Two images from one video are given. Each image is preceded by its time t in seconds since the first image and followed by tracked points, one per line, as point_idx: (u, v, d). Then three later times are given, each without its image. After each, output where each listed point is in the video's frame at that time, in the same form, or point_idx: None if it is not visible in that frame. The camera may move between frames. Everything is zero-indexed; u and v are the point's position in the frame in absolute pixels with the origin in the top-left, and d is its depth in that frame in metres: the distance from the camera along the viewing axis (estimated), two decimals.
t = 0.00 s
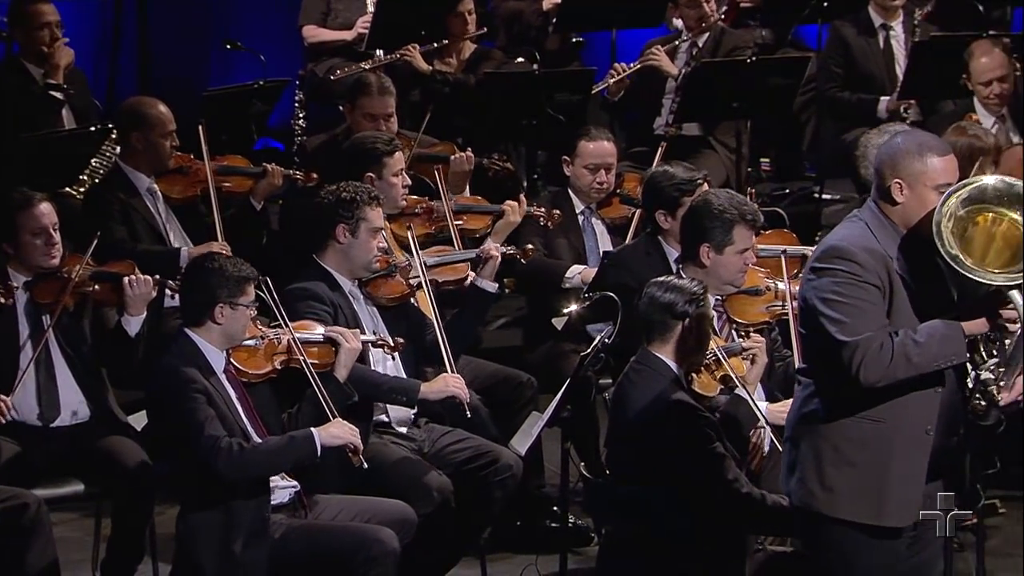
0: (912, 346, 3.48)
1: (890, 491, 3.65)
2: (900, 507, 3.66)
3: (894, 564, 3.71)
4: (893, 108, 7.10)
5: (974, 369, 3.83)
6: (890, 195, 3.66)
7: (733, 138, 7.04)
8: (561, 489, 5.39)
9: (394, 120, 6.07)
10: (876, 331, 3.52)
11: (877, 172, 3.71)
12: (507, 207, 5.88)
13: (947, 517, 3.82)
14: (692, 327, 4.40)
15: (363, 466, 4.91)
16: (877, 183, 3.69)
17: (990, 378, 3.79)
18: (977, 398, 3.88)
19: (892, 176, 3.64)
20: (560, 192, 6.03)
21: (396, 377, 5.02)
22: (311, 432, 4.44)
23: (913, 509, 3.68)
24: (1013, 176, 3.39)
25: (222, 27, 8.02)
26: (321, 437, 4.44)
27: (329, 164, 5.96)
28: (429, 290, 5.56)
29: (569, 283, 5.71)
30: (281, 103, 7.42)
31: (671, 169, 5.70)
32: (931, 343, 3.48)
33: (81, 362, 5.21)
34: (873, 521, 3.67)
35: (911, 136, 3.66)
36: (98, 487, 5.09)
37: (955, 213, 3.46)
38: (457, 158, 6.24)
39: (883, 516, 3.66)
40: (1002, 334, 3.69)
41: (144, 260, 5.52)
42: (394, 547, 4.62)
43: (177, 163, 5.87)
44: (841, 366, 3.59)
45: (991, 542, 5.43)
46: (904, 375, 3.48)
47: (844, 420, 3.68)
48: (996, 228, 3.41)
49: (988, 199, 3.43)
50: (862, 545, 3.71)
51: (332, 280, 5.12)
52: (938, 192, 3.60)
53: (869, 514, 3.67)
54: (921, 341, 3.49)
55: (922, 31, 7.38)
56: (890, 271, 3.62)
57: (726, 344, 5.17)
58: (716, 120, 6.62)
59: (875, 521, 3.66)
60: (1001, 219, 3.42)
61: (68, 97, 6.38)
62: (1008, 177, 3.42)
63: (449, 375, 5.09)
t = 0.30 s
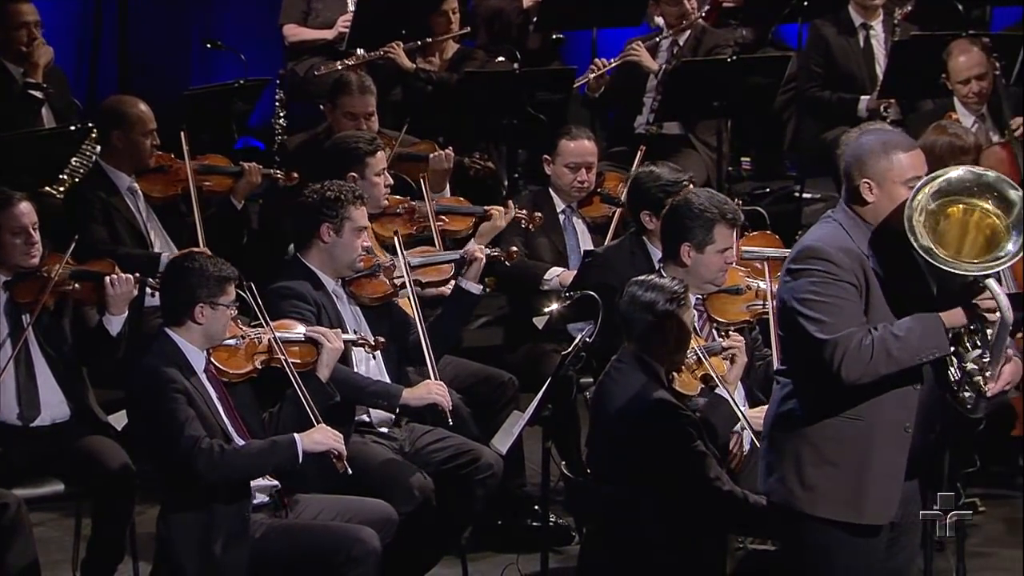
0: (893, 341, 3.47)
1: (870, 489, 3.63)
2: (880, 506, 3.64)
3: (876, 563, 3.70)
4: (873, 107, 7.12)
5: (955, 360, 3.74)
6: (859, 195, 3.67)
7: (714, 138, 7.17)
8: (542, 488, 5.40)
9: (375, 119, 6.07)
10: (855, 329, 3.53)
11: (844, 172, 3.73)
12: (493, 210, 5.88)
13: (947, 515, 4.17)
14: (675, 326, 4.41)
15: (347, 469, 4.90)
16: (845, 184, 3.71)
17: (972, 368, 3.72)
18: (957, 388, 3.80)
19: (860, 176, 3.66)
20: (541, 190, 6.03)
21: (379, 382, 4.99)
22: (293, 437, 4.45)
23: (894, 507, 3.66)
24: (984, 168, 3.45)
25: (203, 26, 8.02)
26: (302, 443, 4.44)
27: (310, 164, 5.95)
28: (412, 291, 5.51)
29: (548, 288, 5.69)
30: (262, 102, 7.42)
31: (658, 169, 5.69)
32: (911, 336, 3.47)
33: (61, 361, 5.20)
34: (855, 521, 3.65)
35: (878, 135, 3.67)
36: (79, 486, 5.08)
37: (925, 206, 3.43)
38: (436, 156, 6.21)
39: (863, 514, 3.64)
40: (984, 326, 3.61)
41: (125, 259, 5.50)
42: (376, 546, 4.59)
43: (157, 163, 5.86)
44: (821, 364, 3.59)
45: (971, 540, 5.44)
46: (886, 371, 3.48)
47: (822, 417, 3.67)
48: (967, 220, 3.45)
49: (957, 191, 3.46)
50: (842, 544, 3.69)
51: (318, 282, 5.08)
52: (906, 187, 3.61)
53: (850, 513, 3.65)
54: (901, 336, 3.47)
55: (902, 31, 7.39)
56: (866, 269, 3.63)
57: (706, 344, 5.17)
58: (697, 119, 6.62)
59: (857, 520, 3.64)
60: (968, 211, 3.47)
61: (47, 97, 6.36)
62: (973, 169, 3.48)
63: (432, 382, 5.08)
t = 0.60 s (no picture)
0: (871, 343, 3.45)
1: (850, 491, 3.62)
2: (859, 508, 3.63)
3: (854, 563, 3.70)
4: (853, 106, 7.14)
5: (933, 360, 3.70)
6: (832, 199, 3.66)
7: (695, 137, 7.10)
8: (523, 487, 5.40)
9: (356, 119, 6.07)
10: (833, 332, 3.51)
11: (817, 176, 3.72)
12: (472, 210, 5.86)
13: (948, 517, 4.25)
14: (657, 325, 4.37)
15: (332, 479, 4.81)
16: (817, 188, 3.70)
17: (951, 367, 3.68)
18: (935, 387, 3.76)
19: (832, 180, 3.65)
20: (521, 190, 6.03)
21: (360, 385, 4.97)
22: (276, 445, 4.38)
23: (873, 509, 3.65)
24: (955, 168, 3.44)
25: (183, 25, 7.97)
26: (285, 451, 4.38)
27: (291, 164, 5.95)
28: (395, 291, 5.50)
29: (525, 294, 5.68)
30: (242, 101, 7.40)
31: (646, 171, 5.71)
32: (889, 338, 3.45)
33: (41, 361, 5.17)
34: (835, 523, 3.63)
35: (848, 138, 3.67)
36: (58, 485, 5.07)
37: (898, 207, 3.43)
38: (418, 157, 6.25)
39: (841, 517, 3.63)
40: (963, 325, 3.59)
41: (105, 259, 5.49)
42: (356, 546, 4.58)
43: (137, 163, 5.84)
44: (800, 369, 3.57)
45: (951, 538, 5.46)
46: (865, 374, 3.46)
47: (800, 420, 3.66)
48: (941, 219, 3.44)
49: (928, 191, 3.45)
50: (821, 545, 3.67)
51: (302, 282, 5.04)
52: (878, 190, 3.61)
53: (829, 516, 3.64)
54: (880, 338, 3.46)
55: (883, 30, 7.40)
56: (842, 272, 3.61)
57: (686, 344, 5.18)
58: (678, 119, 6.63)
59: (837, 522, 3.63)
60: (942, 211, 3.47)
61: (27, 96, 6.35)
62: (944, 169, 3.48)
63: (413, 388, 5.05)
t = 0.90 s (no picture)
0: (843, 359, 3.47)
1: (817, 501, 3.64)
2: (825, 518, 3.65)
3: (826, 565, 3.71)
4: (831, 106, 7.16)
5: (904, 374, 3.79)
6: (811, 208, 3.63)
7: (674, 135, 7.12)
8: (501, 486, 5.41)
9: (335, 118, 6.06)
10: (806, 344, 3.50)
11: (797, 183, 3.68)
12: (451, 211, 5.84)
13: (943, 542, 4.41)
14: (634, 323, 4.40)
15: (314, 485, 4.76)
16: (797, 196, 3.66)
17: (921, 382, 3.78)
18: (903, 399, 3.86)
19: (812, 189, 3.61)
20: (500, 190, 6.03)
21: (336, 388, 4.96)
22: (256, 453, 4.34)
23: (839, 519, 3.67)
24: (933, 186, 3.47)
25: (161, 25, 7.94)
26: (265, 460, 4.34)
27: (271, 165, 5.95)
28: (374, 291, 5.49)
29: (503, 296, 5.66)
30: (220, 100, 7.38)
31: (634, 174, 5.56)
32: (861, 355, 3.48)
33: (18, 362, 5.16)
34: (801, 533, 3.65)
35: (830, 147, 3.63)
36: (34, 485, 5.06)
37: (876, 224, 3.44)
38: (396, 157, 6.24)
39: (807, 526, 3.65)
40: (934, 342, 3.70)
41: (82, 261, 5.48)
42: (335, 546, 4.53)
43: (115, 163, 5.84)
44: (769, 379, 3.56)
45: (928, 536, 5.48)
46: (835, 388, 3.48)
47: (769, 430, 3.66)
48: (917, 237, 3.47)
49: (906, 209, 3.48)
50: (792, 549, 3.68)
51: (281, 284, 5.03)
52: (858, 203, 3.58)
53: (795, 525, 3.65)
54: (851, 354, 3.49)
55: (860, 29, 7.41)
56: (815, 282, 3.60)
57: (664, 346, 5.21)
58: (656, 118, 6.63)
59: (803, 532, 3.65)
60: (918, 228, 3.49)
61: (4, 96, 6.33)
62: (923, 187, 3.50)
63: (390, 393, 4.98)
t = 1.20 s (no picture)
0: (810, 365, 3.48)
1: (785, 507, 3.64)
2: (794, 524, 3.65)
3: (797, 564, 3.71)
4: (808, 105, 7.16)
5: (873, 383, 3.82)
6: (786, 214, 3.67)
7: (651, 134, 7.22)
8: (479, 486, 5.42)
9: (312, 118, 6.06)
10: (773, 349, 3.51)
11: (773, 189, 3.71)
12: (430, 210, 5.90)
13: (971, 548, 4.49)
14: (613, 323, 4.39)
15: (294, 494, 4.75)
16: (773, 202, 3.69)
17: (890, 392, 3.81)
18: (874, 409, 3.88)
19: (787, 196, 3.65)
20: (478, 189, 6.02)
21: (313, 389, 4.97)
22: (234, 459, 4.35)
23: (808, 525, 3.67)
24: (905, 195, 3.44)
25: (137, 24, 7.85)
26: (243, 466, 4.34)
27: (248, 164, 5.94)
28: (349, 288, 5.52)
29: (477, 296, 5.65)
30: (197, 100, 7.34)
31: (616, 174, 5.54)
32: (828, 363, 3.48)
33: None
34: (769, 537, 3.66)
35: (807, 154, 3.66)
36: (9, 486, 5.05)
37: (846, 233, 3.43)
38: (374, 156, 6.24)
39: (775, 531, 3.65)
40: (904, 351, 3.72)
41: (59, 261, 5.47)
42: (312, 547, 4.48)
43: (92, 163, 5.81)
44: (736, 383, 3.56)
45: (906, 535, 5.48)
46: (801, 395, 3.48)
47: (738, 434, 3.66)
48: (890, 246, 3.44)
49: (879, 217, 3.45)
50: (763, 549, 3.69)
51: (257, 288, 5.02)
52: (832, 211, 3.61)
53: (763, 530, 3.66)
54: (818, 361, 3.49)
55: (837, 28, 7.42)
56: (786, 288, 3.61)
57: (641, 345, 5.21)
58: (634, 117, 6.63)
59: (771, 537, 3.65)
60: (891, 236, 3.46)
61: None
62: (897, 196, 3.46)
63: (364, 395, 4.97)
